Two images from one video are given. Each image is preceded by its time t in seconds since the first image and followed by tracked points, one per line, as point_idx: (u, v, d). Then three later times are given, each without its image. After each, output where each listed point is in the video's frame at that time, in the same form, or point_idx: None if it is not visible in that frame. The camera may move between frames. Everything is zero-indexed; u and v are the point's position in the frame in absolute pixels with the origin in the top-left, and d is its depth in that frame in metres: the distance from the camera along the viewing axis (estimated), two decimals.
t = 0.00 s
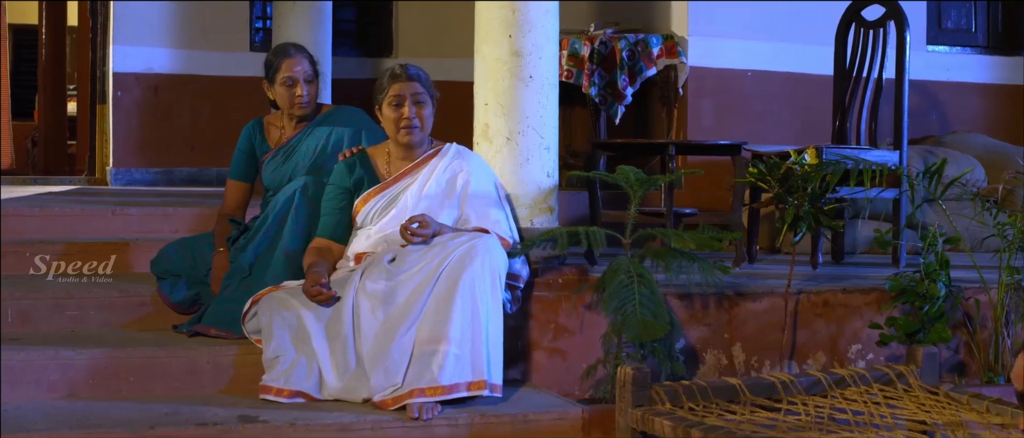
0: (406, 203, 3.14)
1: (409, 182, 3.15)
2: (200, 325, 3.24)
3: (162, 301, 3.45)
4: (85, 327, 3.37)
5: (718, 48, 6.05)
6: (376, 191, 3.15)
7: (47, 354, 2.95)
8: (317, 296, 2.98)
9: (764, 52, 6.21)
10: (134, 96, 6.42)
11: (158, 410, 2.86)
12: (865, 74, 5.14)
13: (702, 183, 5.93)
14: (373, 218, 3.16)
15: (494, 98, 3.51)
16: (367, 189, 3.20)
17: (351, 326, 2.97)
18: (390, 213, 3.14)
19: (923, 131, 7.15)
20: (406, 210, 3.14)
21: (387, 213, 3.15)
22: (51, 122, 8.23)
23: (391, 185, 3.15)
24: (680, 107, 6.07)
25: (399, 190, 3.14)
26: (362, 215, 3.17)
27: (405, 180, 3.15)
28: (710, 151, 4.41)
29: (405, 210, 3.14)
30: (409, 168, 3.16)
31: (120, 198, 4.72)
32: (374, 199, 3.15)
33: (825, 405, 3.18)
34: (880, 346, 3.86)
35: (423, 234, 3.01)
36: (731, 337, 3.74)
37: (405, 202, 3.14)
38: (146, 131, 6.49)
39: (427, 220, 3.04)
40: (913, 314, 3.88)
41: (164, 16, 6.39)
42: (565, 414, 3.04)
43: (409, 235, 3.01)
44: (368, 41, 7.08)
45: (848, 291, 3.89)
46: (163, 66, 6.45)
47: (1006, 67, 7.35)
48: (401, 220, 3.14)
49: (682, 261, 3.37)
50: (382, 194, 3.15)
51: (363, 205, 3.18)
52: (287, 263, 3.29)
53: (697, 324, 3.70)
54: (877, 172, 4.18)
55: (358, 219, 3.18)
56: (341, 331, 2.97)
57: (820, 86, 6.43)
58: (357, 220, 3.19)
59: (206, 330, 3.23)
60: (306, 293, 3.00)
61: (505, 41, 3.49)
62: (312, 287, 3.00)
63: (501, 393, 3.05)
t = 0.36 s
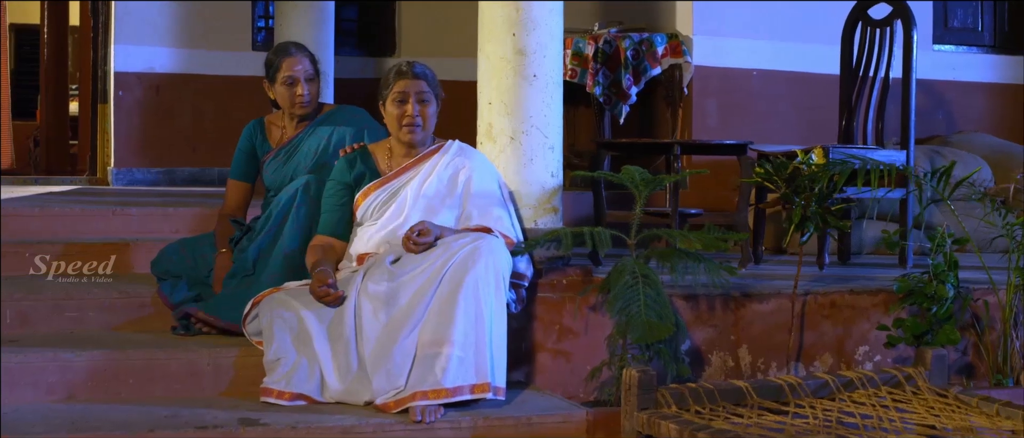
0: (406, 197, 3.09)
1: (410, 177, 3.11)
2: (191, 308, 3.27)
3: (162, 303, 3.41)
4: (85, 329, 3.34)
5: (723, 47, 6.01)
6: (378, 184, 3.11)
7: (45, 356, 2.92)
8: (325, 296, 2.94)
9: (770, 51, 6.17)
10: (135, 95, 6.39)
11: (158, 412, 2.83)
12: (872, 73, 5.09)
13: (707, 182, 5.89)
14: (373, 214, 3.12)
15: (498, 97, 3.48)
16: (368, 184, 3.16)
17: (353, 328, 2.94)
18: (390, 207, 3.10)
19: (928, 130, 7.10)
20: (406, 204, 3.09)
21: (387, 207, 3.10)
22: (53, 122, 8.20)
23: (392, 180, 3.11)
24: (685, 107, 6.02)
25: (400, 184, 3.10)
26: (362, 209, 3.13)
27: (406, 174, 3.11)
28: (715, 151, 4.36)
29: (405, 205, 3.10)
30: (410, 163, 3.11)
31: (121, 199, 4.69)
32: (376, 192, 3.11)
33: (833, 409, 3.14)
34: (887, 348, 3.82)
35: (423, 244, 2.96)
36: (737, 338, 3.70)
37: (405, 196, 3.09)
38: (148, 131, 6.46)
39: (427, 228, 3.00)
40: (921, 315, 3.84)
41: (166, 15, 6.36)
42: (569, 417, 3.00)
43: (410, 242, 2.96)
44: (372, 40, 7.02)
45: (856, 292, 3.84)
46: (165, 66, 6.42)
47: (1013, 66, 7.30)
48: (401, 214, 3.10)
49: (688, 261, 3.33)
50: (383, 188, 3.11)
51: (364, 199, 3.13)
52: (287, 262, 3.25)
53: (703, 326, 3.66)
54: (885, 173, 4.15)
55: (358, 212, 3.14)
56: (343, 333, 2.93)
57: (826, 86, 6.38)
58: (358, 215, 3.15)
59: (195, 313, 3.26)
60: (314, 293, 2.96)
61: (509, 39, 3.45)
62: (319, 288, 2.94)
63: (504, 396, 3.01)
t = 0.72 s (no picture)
0: (406, 197, 3.06)
1: (410, 177, 3.08)
2: (181, 329, 3.16)
3: (161, 305, 3.38)
4: (84, 331, 3.31)
5: (726, 46, 5.97)
6: (379, 184, 3.09)
7: (42, 358, 2.89)
8: (324, 303, 2.91)
9: (773, 51, 6.13)
10: (136, 96, 6.38)
11: (156, 416, 2.80)
12: (877, 73, 5.05)
13: (710, 183, 5.85)
14: (373, 214, 3.09)
15: (500, 96, 3.44)
16: (368, 184, 3.13)
17: (353, 330, 2.90)
18: (390, 208, 3.07)
19: (933, 130, 7.05)
20: (407, 205, 3.06)
21: (387, 207, 3.07)
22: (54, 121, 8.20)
23: (392, 179, 3.08)
24: (688, 107, 5.99)
25: (401, 184, 3.07)
26: (362, 209, 3.11)
27: (407, 174, 3.08)
28: (719, 151, 4.33)
29: (405, 205, 3.06)
30: (411, 163, 3.08)
31: (121, 199, 4.66)
32: (377, 193, 3.08)
33: (839, 413, 3.10)
34: (893, 351, 3.78)
35: (422, 250, 2.93)
36: (742, 340, 3.67)
37: (406, 197, 3.06)
38: (148, 131, 6.45)
39: (427, 234, 2.96)
40: (927, 317, 3.80)
41: (166, 14, 6.33)
42: (572, 421, 2.97)
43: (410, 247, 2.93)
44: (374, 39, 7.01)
45: (861, 294, 3.80)
46: (165, 65, 6.39)
47: (1018, 66, 7.25)
48: (401, 215, 3.06)
49: (692, 263, 3.30)
50: (384, 188, 3.08)
51: (364, 199, 3.10)
52: (287, 263, 3.22)
53: (707, 328, 3.62)
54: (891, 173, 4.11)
55: (359, 213, 3.11)
56: (343, 336, 2.90)
57: (830, 86, 6.34)
58: (358, 215, 3.12)
59: (187, 334, 3.16)
60: (311, 297, 2.93)
61: (511, 38, 3.42)
62: (316, 294, 2.92)
63: (507, 399, 2.97)
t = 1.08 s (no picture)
0: (407, 198, 3.02)
1: (411, 178, 3.04)
2: (178, 331, 3.13)
3: (159, 306, 3.34)
4: (81, 333, 3.27)
5: (730, 45, 5.92)
6: (379, 186, 3.04)
7: (38, 361, 2.85)
8: (323, 305, 2.87)
9: (778, 49, 6.08)
10: (135, 95, 6.35)
11: (153, 419, 2.76)
12: (882, 72, 5.00)
13: (713, 183, 5.81)
14: (374, 216, 3.04)
15: (502, 95, 3.40)
16: (369, 185, 3.09)
17: (353, 332, 2.86)
18: (391, 209, 3.03)
19: (938, 130, 7.00)
20: (407, 206, 3.02)
21: (388, 209, 3.03)
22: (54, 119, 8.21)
23: (393, 181, 3.04)
24: (692, 106, 5.94)
25: (402, 186, 3.03)
26: (362, 210, 3.06)
27: (408, 175, 3.04)
28: (723, 151, 4.28)
29: (406, 207, 3.02)
30: (412, 164, 3.04)
31: (121, 199, 4.62)
32: (377, 194, 3.04)
33: (847, 416, 3.06)
34: (900, 352, 3.74)
35: (422, 251, 2.89)
36: (746, 342, 3.62)
37: (407, 198, 3.02)
38: (148, 131, 6.42)
39: (428, 234, 2.92)
40: (934, 319, 3.76)
41: (166, 13, 6.30)
42: (575, 424, 2.93)
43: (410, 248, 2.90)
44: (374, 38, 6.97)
45: (867, 295, 3.76)
46: (165, 64, 6.36)
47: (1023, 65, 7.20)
48: (401, 216, 3.02)
49: (696, 264, 3.25)
50: (384, 190, 3.04)
51: (364, 201, 3.06)
52: (286, 265, 3.18)
53: (712, 330, 3.57)
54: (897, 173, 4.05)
55: (360, 214, 3.07)
56: (343, 338, 2.85)
57: (834, 85, 6.29)
58: (358, 217, 3.08)
59: (185, 336, 3.12)
60: (310, 300, 2.89)
61: (513, 37, 3.37)
62: (316, 296, 2.88)
63: (509, 402, 2.93)
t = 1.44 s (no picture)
0: (408, 199, 2.98)
1: (412, 178, 3.00)
2: (177, 333, 3.11)
3: (158, 308, 3.31)
4: (79, 335, 3.24)
5: (733, 45, 5.88)
6: (379, 186, 3.01)
7: (35, 363, 2.82)
8: (322, 308, 2.83)
9: (782, 48, 6.04)
10: (135, 95, 6.32)
11: (152, 423, 2.72)
12: (888, 71, 4.95)
13: (717, 183, 5.77)
14: (374, 217, 3.01)
15: (505, 94, 3.36)
16: (370, 186, 3.05)
17: (354, 335, 2.82)
18: (392, 210, 2.99)
19: (943, 129, 6.96)
20: (408, 207, 2.98)
21: (390, 209, 2.99)
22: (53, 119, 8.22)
23: (394, 181, 3.00)
24: (695, 106, 5.90)
25: (403, 186, 2.99)
26: (363, 211, 3.03)
27: (408, 175, 3.00)
28: (728, 150, 4.24)
29: (407, 208, 2.99)
30: (413, 164, 3.01)
31: (120, 199, 4.59)
32: (377, 195, 3.01)
33: (855, 419, 3.03)
34: (906, 354, 3.70)
35: (423, 252, 2.85)
36: (751, 344, 3.58)
37: (408, 199, 2.98)
38: (148, 131, 6.40)
39: (429, 235, 2.88)
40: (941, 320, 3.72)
41: (166, 12, 6.26)
42: (579, 427, 2.89)
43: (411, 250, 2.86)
44: (375, 37, 6.94)
45: (873, 296, 3.71)
46: (165, 64, 6.32)
47: None
48: (403, 217, 2.98)
49: (700, 264, 3.21)
50: (385, 190, 3.00)
51: (365, 201, 3.03)
52: (285, 266, 3.14)
53: (716, 331, 3.53)
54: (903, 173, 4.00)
55: (361, 215, 3.03)
56: (344, 341, 2.81)
57: (838, 85, 6.25)
58: (359, 218, 3.04)
59: (184, 339, 3.10)
60: (309, 302, 2.85)
61: (516, 35, 3.33)
62: (316, 299, 2.84)
63: (512, 405, 2.90)
